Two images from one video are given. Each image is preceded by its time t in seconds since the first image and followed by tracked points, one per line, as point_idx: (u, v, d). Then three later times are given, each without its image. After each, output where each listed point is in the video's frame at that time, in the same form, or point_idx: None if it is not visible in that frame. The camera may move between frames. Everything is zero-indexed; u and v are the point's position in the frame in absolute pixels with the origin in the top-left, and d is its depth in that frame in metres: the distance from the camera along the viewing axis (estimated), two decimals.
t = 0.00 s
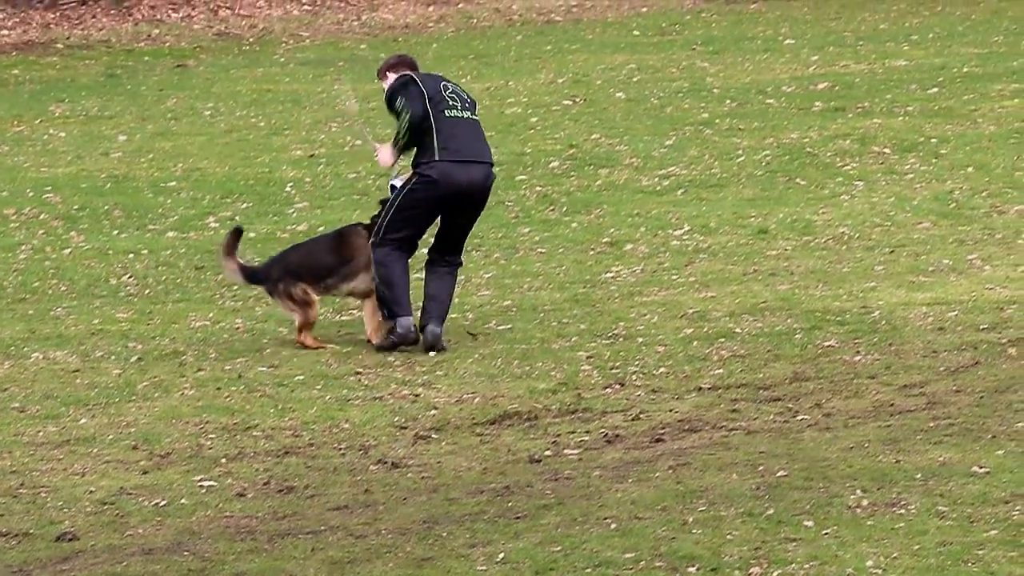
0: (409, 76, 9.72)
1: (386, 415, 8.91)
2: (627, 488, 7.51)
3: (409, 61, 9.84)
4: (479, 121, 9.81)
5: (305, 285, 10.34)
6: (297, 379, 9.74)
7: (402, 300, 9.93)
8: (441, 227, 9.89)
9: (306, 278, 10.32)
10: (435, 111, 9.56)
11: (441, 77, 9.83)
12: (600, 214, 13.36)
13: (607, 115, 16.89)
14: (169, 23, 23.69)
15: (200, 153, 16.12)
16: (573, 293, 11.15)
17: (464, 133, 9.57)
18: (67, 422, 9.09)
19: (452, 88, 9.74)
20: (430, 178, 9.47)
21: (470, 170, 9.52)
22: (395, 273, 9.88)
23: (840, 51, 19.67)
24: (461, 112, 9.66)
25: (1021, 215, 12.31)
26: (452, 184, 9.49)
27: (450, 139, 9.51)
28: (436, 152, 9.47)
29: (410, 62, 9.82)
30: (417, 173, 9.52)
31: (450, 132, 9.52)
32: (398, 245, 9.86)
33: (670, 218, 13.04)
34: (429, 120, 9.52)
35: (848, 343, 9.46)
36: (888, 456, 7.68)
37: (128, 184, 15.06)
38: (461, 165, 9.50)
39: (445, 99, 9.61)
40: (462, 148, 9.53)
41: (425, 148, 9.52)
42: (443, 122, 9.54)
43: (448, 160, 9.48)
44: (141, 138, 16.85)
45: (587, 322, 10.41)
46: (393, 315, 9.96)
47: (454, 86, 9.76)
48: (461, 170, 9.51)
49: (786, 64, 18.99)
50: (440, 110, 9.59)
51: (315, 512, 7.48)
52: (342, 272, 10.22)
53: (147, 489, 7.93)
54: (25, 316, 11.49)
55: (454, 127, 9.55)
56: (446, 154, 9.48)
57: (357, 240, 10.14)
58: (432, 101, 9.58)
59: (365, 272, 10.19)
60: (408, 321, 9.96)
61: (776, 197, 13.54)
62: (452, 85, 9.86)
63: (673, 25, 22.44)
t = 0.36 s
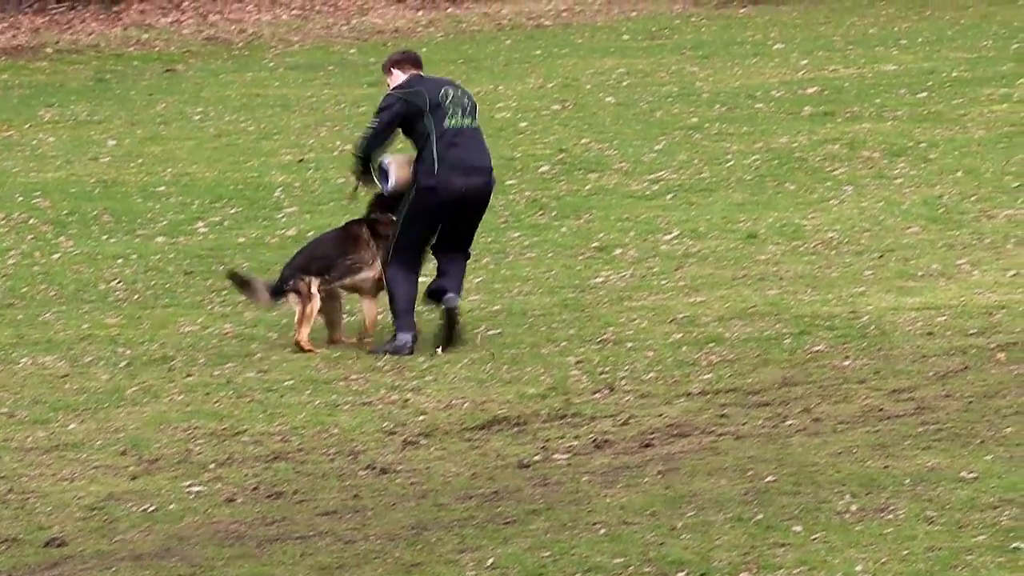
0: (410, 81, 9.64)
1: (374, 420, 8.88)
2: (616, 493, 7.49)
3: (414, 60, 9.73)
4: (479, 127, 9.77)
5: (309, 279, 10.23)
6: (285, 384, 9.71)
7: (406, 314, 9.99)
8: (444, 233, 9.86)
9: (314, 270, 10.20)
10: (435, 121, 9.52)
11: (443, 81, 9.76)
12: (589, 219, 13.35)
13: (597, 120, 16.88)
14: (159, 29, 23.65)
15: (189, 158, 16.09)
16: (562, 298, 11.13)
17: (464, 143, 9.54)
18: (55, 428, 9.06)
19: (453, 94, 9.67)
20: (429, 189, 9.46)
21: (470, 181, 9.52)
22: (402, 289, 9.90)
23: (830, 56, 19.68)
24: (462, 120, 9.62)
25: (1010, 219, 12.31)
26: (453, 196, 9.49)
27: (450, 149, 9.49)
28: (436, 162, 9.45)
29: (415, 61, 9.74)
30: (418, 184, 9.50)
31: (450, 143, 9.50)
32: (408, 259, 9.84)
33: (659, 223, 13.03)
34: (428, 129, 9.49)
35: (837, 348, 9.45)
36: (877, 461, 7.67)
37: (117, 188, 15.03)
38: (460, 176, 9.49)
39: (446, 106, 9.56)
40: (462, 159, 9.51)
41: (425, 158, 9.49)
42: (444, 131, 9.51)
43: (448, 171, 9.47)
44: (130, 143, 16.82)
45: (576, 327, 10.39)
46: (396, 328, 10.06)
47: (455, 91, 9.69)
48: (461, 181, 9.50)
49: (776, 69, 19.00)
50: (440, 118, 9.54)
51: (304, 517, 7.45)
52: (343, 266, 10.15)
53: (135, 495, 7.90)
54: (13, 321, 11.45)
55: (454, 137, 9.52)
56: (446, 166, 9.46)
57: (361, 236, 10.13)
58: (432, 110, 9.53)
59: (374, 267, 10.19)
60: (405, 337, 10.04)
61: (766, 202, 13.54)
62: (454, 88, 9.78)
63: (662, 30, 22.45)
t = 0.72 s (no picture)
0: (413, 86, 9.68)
1: (366, 427, 8.88)
2: (607, 499, 7.49)
3: (425, 65, 9.76)
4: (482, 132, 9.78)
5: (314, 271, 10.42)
6: (276, 391, 9.70)
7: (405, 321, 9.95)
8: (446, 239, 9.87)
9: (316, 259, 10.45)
10: (434, 125, 9.54)
11: (447, 87, 9.78)
12: (580, 225, 13.36)
13: (587, 127, 16.90)
14: (148, 36, 23.65)
15: (180, 165, 16.08)
16: (553, 304, 11.14)
17: (464, 147, 9.56)
18: (46, 435, 9.04)
19: (456, 100, 9.69)
20: (427, 193, 9.50)
21: (469, 186, 9.53)
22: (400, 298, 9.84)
23: (820, 63, 19.71)
24: (463, 126, 9.62)
25: (1000, 227, 12.33)
26: (452, 200, 9.51)
27: (448, 153, 9.50)
28: (435, 167, 9.47)
29: (422, 66, 9.76)
30: (418, 188, 9.53)
31: (449, 147, 9.51)
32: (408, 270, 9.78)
33: (649, 229, 13.04)
34: (428, 134, 9.52)
35: (828, 354, 9.46)
36: (868, 467, 7.67)
37: (108, 196, 15.01)
38: (458, 180, 9.50)
39: (446, 111, 9.58)
40: (461, 163, 9.52)
41: (425, 163, 9.52)
42: (443, 136, 9.52)
43: (447, 175, 9.49)
44: (120, 150, 16.81)
45: (566, 333, 10.40)
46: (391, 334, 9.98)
47: (458, 97, 9.72)
48: (459, 186, 9.52)
49: (766, 76, 19.03)
50: (440, 123, 9.56)
51: (295, 524, 7.45)
52: (346, 265, 10.37)
53: (126, 501, 7.89)
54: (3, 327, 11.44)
55: (453, 143, 9.53)
56: (444, 170, 9.48)
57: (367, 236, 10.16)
58: (433, 114, 9.55)
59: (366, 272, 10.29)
60: (398, 344, 9.99)
61: (756, 209, 13.56)
62: (457, 94, 9.80)
63: (652, 37, 22.48)
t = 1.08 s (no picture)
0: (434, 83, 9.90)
1: (357, 434, 8.86)
2: (599, 507, 7.48)
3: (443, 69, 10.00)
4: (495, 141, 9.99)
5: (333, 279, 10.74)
6: (268, 399, 9.67)
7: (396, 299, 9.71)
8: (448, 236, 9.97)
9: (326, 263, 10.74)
10: (453, 121, 9.75)
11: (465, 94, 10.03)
12: (572, 233, 13.35)
13: (579, 134, 16.89)
14: (140, 44, 23.64)
15: (172, 173, 16.06)
16: (545, 312, 11.12)
17: (478, 147, 9.75)
18: (38, 443, 9.02)
19: (473, 105, 9.93)
20: (438, 184, 9.65)
21: (477, 183, 9.69)
22: (401, 276, 9.77)
23: (812, 70, 19.73)
24: (479, 128, 9.84)
25: (992, 234, 12.33)
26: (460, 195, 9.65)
27: (463, 149, 9.69)
28: (448, 160, 9.64)
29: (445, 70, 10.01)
30: (428, 179, 9.68)
31: (464, 144, 9.70)
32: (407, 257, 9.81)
33: (641, 237, 13.03)
34: (445, 128, 9.71)
35: (820, 362, 9.45)
36: (861, 474, 7.67)
37: (99, 203, 14.99)
38: (469, 176, 9.67)
39: (465, 111, 9.81)
40: (473, 160, 9.70)
41: (439, 155, 9.69)
42: (460, 132, 9.73)
43: (457, 170, 9.66)
44: (111, 157, 16.79)
45: (558, 341, 10.39)
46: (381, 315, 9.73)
47: (475, 104, 9.96)
48: (469, 182, 9.68)
49: (757, 84, 19.03)
50: (458, 121, 9.77)
51: (288, 532, 7.43)
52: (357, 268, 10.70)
53: (118, 509, 7.86)
54: None
55: (469, 140, 9.73)
56: (457, 164, 9.66)
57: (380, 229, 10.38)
58: (453, 111, 9.77)
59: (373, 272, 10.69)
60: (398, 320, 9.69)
61: (748, 216, 13.55)
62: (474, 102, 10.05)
63: (644, 43, 22.48)
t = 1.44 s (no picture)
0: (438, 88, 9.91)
1: (348, 444, 8.83)
2: (590, 516, 7.44)
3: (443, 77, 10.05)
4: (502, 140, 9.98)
5: (334, 301, 10.69)
6: (259, 408, 9.63)
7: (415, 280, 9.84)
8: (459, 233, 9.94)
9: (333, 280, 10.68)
10: (460, 120, 9.74)
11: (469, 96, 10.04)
12: (563, 241, 13.33)
13: (571, 142, 16.88)
14: (132, 52, 23.61)
15: (162, 181, 16.04)
16: (536, 320, 11.10)
17: (489, 144, 9.72)
18: (27, 452, 8.97)
19: (479, 106, 9.94)
20: (452, 182, 9.58)
21: (491, 179, 9.64)
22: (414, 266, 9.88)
23: (803, 77, 19.73)
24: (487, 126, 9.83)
25: (983, 242, 12.32)
26: (475, 191, 9.58)
27: (474, 146, 9.65)
28: (460, 158, 9.59)
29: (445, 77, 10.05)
30: (440, 178, 9.61)
31: (475, 141, 9.67)
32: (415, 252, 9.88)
33: (633, 245, 13.01)
34: (455, 127, 9.68)
35: (811, 370, 9.43)
36: (852, 483, 7.64)
37: (90, 212, 14.95)
38: (482, 171, 9.61)
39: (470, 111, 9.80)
40: (485, 156, 9.66)
41: (449, 155, 9.65)
42: (469, 129, 9.71)
43: (470, 167, 9.60)
44: (102, 166, 16.75)
45: (550, 349, 10.36)
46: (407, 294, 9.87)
47: (480, 105, 9.97)
48: (482, 178, 9.62)
49: (749, 91, 19.03)
50: (465, 119, 9.77)
51: (278, 541, 7.39)
52: (362, 279, 10.61)
53: (108, 519, 7.82)
54: None
55: (478, 137, 9.70)
56: (469, 160, 9.61)
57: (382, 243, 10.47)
58: (460, 111, 9.77)
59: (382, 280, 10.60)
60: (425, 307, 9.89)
61: (739, 224, 13.53)
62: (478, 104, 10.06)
63: (636, 51, 22.49)
